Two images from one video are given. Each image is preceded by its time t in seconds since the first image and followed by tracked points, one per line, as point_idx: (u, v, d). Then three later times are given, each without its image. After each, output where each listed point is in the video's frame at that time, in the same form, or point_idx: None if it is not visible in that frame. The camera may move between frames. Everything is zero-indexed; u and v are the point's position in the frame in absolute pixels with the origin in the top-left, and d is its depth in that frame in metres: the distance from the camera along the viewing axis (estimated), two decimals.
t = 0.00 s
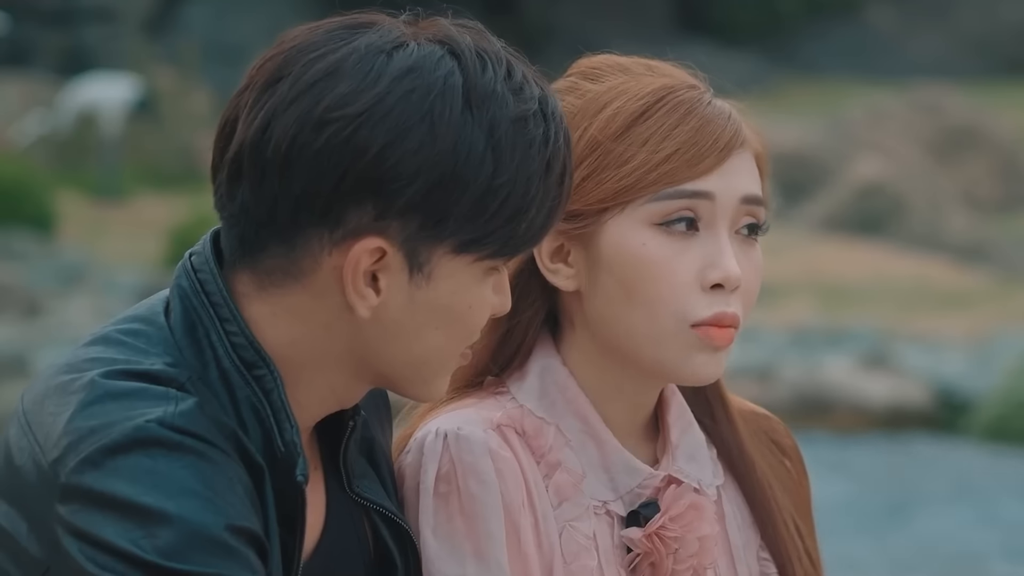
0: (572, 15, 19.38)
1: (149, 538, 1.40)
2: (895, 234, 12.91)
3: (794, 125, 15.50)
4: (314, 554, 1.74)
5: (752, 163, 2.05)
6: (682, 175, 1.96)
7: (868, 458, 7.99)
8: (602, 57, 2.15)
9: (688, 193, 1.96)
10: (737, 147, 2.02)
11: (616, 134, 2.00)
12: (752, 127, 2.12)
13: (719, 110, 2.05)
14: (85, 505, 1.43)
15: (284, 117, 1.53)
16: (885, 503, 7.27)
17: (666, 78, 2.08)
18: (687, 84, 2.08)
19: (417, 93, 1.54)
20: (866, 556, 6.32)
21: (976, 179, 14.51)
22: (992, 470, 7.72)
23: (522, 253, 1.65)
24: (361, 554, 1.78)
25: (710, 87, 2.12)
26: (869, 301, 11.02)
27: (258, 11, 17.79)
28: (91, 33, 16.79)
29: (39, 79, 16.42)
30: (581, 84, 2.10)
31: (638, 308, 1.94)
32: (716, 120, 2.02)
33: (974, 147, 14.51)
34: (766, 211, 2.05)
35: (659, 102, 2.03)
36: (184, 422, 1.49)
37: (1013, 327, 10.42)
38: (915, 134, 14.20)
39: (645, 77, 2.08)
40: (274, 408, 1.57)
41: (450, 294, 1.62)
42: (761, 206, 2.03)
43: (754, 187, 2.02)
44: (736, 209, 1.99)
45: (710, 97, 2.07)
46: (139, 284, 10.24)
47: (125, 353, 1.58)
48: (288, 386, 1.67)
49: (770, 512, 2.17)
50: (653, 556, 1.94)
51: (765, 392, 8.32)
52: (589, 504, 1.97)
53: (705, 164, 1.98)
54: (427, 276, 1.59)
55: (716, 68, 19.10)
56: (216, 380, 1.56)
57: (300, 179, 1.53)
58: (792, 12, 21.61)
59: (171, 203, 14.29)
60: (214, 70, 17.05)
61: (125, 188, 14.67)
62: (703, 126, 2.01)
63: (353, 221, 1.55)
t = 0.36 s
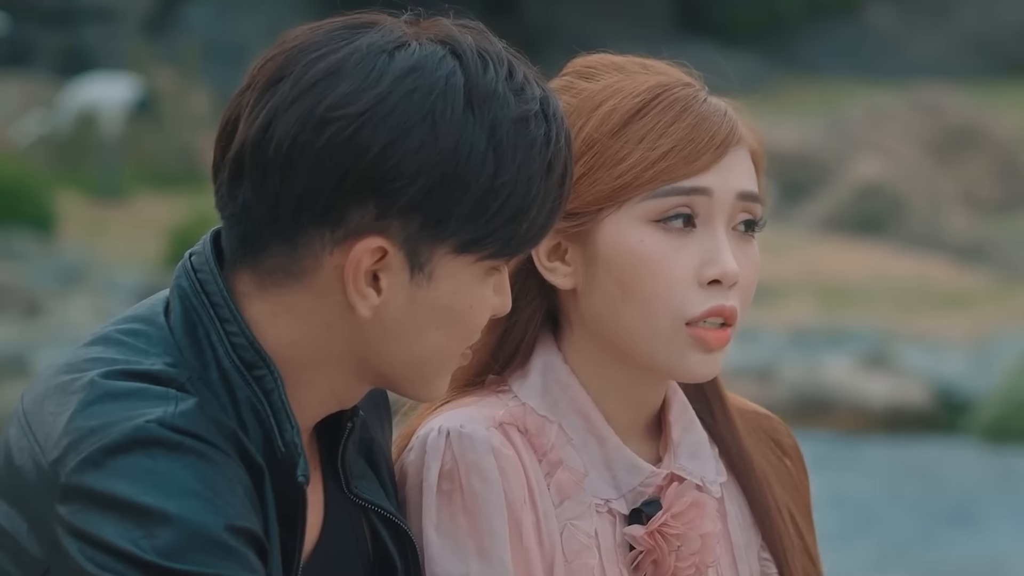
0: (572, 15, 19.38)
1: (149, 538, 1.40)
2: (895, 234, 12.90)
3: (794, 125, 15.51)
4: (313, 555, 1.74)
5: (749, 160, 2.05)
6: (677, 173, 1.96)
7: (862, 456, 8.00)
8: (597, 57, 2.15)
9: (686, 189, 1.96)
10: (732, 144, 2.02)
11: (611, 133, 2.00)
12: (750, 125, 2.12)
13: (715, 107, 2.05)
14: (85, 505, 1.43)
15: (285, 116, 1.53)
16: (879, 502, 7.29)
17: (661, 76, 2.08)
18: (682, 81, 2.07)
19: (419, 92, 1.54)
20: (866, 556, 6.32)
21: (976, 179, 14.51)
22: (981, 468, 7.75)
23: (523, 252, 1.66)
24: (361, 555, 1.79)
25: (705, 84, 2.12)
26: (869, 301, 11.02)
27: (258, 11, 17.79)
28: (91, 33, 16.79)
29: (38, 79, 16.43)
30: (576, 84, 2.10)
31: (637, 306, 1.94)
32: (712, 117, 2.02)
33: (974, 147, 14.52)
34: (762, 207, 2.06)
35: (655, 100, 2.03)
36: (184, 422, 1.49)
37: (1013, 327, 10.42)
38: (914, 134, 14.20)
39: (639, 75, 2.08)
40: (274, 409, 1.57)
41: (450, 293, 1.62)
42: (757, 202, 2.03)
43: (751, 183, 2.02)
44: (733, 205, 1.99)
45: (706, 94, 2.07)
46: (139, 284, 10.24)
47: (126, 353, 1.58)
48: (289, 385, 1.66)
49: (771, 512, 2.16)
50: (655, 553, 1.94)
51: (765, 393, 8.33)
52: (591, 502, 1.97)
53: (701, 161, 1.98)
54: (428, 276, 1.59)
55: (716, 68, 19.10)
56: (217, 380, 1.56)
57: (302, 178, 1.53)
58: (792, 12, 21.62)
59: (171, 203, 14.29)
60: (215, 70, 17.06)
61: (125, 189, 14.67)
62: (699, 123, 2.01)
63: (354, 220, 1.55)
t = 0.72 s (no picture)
0: (573, 15, 19.36)
1: (148, 538, 1.39)
2: (895, 234, 12.90)
3: (794, 125, 15.52)
4: (313, 555, 1.74)
5: (753, 161, 2.05)
6: (682, 176, 1.96)
7: (857, 456, 8.01)
8: (600, 59, 2.15)
9: (692, 192, 1.96)
10: (736, 146, 2.02)
11: (615, 136, 2.00)
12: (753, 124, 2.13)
13: (720, 107, 2.05)
14: (84, 505, 1.43)
15: (287, 116, 1.53)
16: (871, 501, 7.32)
17: (666, 78, 2.08)
18: (686, 83, 2.07)
19: (421, 93, 1.55)
20: (866, 556, 6.31)
21: (976, 179, 14.51)
22: (970, 467, 7.77)
23: (525, 252, 1.66)
24: (359, 555, 1.79)
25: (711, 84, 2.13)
26: (869, 301, 11.02)
27: (258, 11, 17.79)
28: (91, 34, 16.80)
29: (38, 79, 16.43)
30: (580, 86, 2.10)
31: (645, 309, 1.94)
32: (715, 118, 2.02)
33: (974, 147, 14.52)
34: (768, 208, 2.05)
35: (658, 103, 2.03)
36: (183, 423, 1.49)
37: (1013, 327, 10.41)
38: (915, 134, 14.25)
39: (643, 77, 2.08)
40: (274, 409, 1.57)
41: (451, 294, 1.62)
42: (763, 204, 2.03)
43: (757, 184, 2.02)
44: (739, 208, 1.98)
45: (711, 96, 2.07)
46: (139, 284, 10.24)
47: (125, 354, 1.58)
48: (288, 386, 1.66)
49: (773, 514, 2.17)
50: (656, 555, 1.94)
51: (766, 393, 8.33)
52: (594, 502, 1.98)
53: (705, 164, 1.97)
54: (429, 276, 1.59)
55: (716, 68, 19.10)
56: (217, 380, 1.56)
57: (304, 178, 1.53)
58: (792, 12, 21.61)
59: (171, 203, 14.29)
60: (215, 70, 17.06)
61: (125, 188, 14.67)
62: (702, 126, 2.01)
63: (355, 221, 1.55)
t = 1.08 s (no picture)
0: (572, 15, 19.35)
1: (148, 539, 1.40)
2: (895, 234, 12.90)
3: (794, 125, 15.53)
4: (312, 555, 1.74)
5: (708, 141, 2.01)
6: (620, 172, 1.94)
7: (856, 457, 8.01)
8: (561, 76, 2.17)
9: (632, 186, 1.94)
10: (681, 134, 1.98)
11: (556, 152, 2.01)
12: (721, 104, 2.09)
13: (667, 97, 2.02)
14: (84, 506, 1.43)
15: (287, 116, 1.53)
16: (872, 501, 7.32)
17: (617, 76, 2.07)
18: (636, 77, 2.06)
19: (421, 92, 1.54)
20: (864, 556, 6.30)
21: (976, 179, 14.49)
22: (970, 467, 7.77)
23: (525, 252, 1.66)
24: (357, 554, 1.79)
25: (673, 71, 2.10)
26: (869, 301, 11.02)
27: (258, 11, 17.80)
28: (92, 34, 16.82)
29: (38, 79, 16.43)
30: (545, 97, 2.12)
31: (612, 311, 1.94)
32: (652, 111, 1.99)
33: (974, 147, 14.52)
34: (736, 185, 1.99)
35: (596, 107, 2.03)
36: (183, 423, 1.49)
37: (1012, 327, 10.41)
38: (914, 134, 14.25)
39: (595, 80, 2.08)
40: (273, 410, 1.57)
41: (451, 294, 1.62)
42: (726, 184, 1.98)
43: (709, 167, 1.97)
44: (692, 192, 1.95)
45: (668, 84, 2.05)
46: (139, 284, 10.23)
47: (125, 354, 1.58)
48: (287, 385, 1.66)
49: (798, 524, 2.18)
50: (676, 557, 1.95)
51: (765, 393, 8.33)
52: (615, 502, 1.98)
53: (644, 157, 1.95)
54: (429, 276, 1.59)
55: (715, 68, 19.10)
56: (217, 380, 1.56)
57: (304, 178, 1.53)
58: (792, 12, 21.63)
59: (171, 203, 14.29)
60: (215, 70, 17.06)
61: (126, 188, 14.66)
62: (637, 121, 1.98)
63: (355, 221, 1.55)
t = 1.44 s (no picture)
0: (573, 15, 19.36)
1: (148, 539, 1.39)
2: (895, 234, 12.91)
3: (794, 125, 15.55)
4: (313, 555, 1.74)
5: (701, 191, 1.97)
6: (600, 208, 1.93)
7: (858, 458, 8.01)
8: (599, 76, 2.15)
9: (606, 227, 1.92)
10: (666, 180, 1.94)
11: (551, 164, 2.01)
12: (739, 146, 2.04)
13: (673, 134, 1.98)
14: (85, 506, 1.43)
15: (288, 116, 1.53)
16: (870, 503, 7.32)
17: (639, 97, 2.04)
18: (654, 104, 2.02)
19: (422, 93, 1.54)
20: (867, 557, 6.30)
21: (976, 179, 14.49)
22: (970, 467, 7.78)
23: (526, 252, 1.66)
24: (358, 553, 1.79)
25: (700, 100, 2.06)
26: (869, 301, 11.01)
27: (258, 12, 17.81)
28: (93, 34, 16.82)
29: (38, 79, 16.43)
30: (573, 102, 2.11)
31: (584, 331, 1.94)
32: (647, 151, 1.95)
33: (975, 147, 14.54)
34: (720, 237, 1.97)
35: (599, 130, 2.00)
36: (183, 423, 1.49)
37: (1012, 327, 10.41)
38: (914, 134, 14.27)
39: (616, 96, 2.05)
40: (274, 409, 1.56)
41: (452, 294, 1.62)
42: (706, 236, 1.95)
43: (688, 221, 1.94)
44: (666, 243, 1.93)
45: (685, 119, 2.02)
46: (139, 285, 10.23)
47: (126, 354, 1.58)
48: (287, 385, 1.66)
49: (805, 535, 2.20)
50: (663, 553, 1.97)
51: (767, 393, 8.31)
52: (605, 497, 1.98)
53: (625, 195, 1.92)
54: (430, 277, 1.59)
55: (715, 68, 19.10)
56: (217, 380, 1.56)
57: (305, 177, 1.53)
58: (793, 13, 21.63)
59: (171, 203, 14.28)
60: (215, 70, 17.06)
61: (126, 188, 14.67)
62: (629, 158, 1.95)
63: (356, 221, 1.55)
